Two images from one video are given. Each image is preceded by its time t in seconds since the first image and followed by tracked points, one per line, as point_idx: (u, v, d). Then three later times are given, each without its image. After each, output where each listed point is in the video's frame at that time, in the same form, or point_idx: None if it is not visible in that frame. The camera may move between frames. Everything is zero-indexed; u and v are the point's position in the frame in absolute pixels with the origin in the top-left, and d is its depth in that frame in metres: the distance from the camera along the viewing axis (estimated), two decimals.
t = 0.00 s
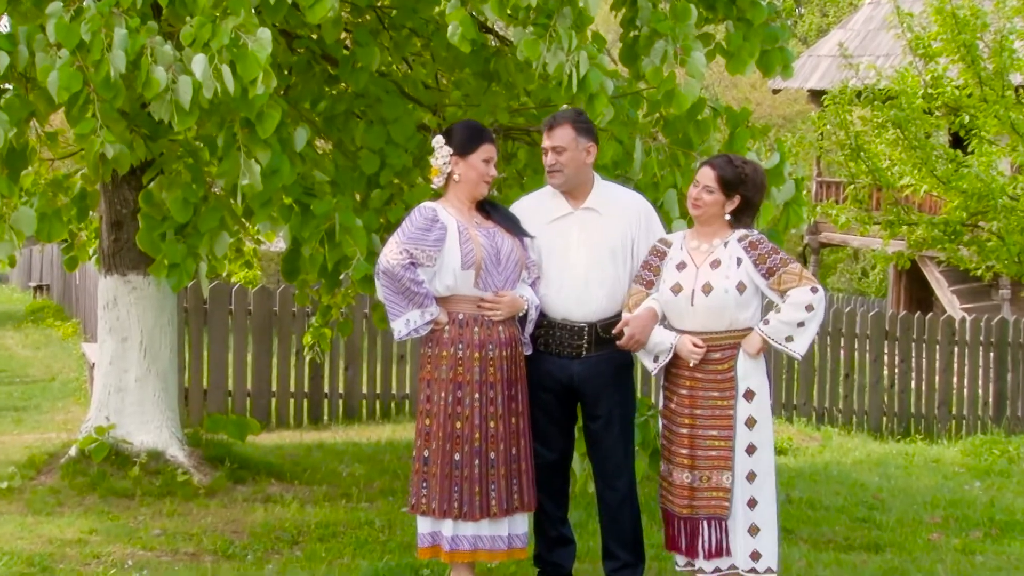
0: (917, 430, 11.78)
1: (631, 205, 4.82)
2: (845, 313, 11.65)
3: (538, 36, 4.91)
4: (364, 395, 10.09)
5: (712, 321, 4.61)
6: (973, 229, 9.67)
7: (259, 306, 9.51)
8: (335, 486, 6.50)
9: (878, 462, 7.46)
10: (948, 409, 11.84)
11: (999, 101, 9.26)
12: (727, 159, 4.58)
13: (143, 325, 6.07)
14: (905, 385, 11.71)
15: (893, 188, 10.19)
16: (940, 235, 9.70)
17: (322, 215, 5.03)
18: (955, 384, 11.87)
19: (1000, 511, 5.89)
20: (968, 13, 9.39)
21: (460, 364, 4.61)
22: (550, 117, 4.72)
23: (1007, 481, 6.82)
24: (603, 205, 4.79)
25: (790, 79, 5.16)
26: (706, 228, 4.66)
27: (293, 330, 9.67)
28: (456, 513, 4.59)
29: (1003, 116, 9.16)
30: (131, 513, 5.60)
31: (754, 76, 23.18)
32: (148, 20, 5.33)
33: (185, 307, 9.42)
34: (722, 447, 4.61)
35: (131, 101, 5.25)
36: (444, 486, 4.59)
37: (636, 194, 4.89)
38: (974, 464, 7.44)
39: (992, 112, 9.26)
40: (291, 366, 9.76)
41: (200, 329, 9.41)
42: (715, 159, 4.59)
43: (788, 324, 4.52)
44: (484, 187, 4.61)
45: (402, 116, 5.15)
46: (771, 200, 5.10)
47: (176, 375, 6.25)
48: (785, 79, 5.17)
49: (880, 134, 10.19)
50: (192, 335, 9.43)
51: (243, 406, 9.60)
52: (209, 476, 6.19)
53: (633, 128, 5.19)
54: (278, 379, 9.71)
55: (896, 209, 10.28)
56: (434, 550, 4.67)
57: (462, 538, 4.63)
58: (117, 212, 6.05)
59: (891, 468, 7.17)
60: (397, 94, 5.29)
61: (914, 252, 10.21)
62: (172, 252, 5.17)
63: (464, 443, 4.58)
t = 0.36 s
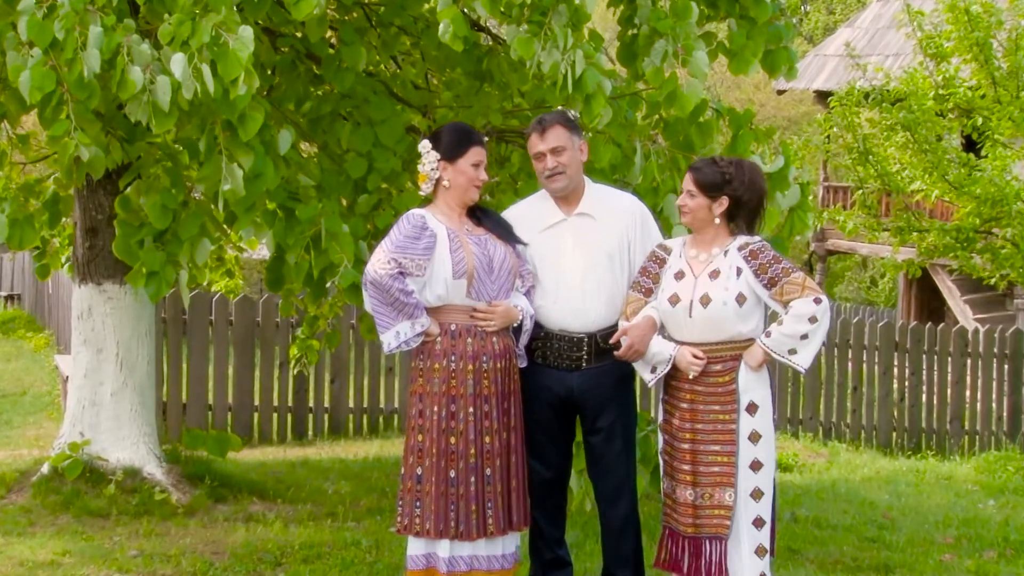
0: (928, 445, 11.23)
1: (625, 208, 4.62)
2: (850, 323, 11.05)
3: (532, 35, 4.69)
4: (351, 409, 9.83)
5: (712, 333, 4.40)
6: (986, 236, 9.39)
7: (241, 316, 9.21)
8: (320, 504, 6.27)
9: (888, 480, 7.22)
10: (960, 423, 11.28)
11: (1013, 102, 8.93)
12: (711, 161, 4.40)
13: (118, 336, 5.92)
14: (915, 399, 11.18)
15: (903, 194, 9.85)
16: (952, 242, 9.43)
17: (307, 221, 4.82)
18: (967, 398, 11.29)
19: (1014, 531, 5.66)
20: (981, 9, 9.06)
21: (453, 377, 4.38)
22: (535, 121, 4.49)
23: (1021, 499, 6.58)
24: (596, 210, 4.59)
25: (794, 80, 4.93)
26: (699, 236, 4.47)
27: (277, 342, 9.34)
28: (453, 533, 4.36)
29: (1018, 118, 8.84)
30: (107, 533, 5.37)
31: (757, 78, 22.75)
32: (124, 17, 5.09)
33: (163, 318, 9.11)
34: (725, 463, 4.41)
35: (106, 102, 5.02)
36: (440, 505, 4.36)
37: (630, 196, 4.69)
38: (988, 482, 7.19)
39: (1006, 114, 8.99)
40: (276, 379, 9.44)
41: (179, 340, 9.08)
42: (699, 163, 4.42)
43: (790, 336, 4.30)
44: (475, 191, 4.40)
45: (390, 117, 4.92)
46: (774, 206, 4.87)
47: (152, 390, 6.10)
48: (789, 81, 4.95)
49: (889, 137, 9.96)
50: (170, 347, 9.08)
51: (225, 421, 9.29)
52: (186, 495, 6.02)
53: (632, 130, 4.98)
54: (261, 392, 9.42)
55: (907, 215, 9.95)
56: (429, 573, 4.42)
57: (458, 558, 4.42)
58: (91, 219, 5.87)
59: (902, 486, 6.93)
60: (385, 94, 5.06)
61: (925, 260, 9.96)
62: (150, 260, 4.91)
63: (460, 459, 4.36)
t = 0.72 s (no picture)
0: (940, 462, 10.96)
1: (626, 216, 4.42)
2: (859, 335, 10.61)
3: (524, 32, 4.49)
4: (336, 425, 9.46)
5: (712, 347, 4.18)
6: (998, 244, 8.96)
7: (220, 328, 8.88)
8: (303, 525, 6.06)
9: (898, 498, 7.01)
10: (972, 439, 11.06)
11: None
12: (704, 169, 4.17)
13: (91, 349, 5.75)
14: (927, 415, 10.88)
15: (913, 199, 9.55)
16: (962, 251, 9.02)
17: (289, 228, 4.59)
18: (979, 413, 11.11)
19: None
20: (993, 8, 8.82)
21: (438, 390, 4.17)
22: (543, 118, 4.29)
23: None
24: (599, 219, 4.39)
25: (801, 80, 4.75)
26: (695, 246, 4.24)
27: (257, 354, 9.04)
28: (436, 554, 4.14)
29: None
30: (79, 556, 5.15)
31: (762, 78, 22.29)
32: (98, 15, 4.87)
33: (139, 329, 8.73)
34: (724, 482, 4.18)
35: (79, 103, 4.80)
36: (424, 524, 4.16)
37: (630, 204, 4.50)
38: (1001, 502, 6.97)
39: (1019, 117, 8.74)
40: (256, 393, 9.10)
41: (155, 353, 8.73)
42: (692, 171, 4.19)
43: (792, 349, 4.08)
44: (463, 196, 4.18)
45: (377, 119, 4.70)
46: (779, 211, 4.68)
47: (128, 405, 5.93)
48: (795, 82, 4.77)
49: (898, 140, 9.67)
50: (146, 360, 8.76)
51: (203, 439, 8.95)
52: (162, 516, 5.79)
53: (629, 133, 4.76)
54: (240, 408, 9.06)
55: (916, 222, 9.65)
56: None
57: None
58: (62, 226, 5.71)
59: (911, 505, 6.72)
60: (371, 95, 4.84)
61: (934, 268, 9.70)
62: (125, 269, 4.63)
63: (444, 477, 4.14)
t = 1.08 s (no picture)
0: (951, 484, 10.53)
1: (634, 226, 4.22)
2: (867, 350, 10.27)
3: (516, 33, 4.28)
4: (319, 444, 9.17)
5: (714, 358, 3.99)
6: (1013, 254, 8.89)
7: (198, 344, 8.53)
8: (284, 549, 5.85)
9: (908, 521, 6.79)
10: (986, 459, 10.63)
11: None
12: (716, 173, 3.99)
13: (63, 364, 5.58)
14: (937, 433, 10.47)
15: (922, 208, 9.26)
16: (976, 260, 8.92)
17: (272, 238, 4.37)
18: (994, 432, 10.65)
19: None
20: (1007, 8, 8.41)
21: (425, 408, 4.04)
22: (562, 121, 4.11)
23: None
24: (605, 229, 4.20)
25: (805, 83, 4.53)
26: (703, 254, 4.06)
27: (237, 369, 8.72)
28: None
29: None
30: None
31: (767, 80, 21.74)
32: (70, 15, 4.66)
33: (112, 344, 8.38)
34: (724, 504, 4.01)
35: (50, 107, 4.58)
36: (407, 547, 4.03)
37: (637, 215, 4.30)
38: (1015, 526, 6.77)
39: None
40: (235, 410, 8.82)
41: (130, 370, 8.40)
42: (703, 174, 4.02)
43: (800, 365, 3.91)
44: (453, 205, 3.99)
45: (363, 124, 4.48)
46: (782, 221, 4.46)
47: (101, 424, 5.76)
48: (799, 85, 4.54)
49: (908, 146, 9.30)
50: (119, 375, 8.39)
51: (180, 458, 8.61)
52: (136, 538, 5.57)
53: (627, 138, 4.60)
54: (219, 425, 8.79)
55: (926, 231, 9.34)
56: None
57: None
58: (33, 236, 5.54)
59: (922, 528, 6.50)
60: (357, 99, 4.62)
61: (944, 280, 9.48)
62: (99, 281, 4.41)
63: (429, 498, 4.02)
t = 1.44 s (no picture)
0: (963, 510, 10.31)
1: (641, 244, 4.03)
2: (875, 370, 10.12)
3: (505, 38, 4.03)
4: (300, 467, 8.94)
5: (720, 382, 3.81)
6: None
7: (172, 362, 8.29)
8: None
9: (917, 549, 6.57)
10: (1000, 485, 10.42)
11: None
12: (723, 187, 3.80)
13: (30, 385, 5.42)
14: (948, 456, 10.26)
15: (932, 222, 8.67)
16: (987, 276, 8.20)
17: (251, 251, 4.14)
18: (1007, 456, 10.43)
19: None
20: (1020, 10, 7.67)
21: (413, 430, 3.84)
22: (571, 133, 3.86)
23: None
24: (607, 245, 4.00)
25: (809, 90, 4.31)
26: (708, 272, 3.88)
27: (213, 391, 8.50)
28: None
29: None
30: None
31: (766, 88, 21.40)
32: (38, 19, 4.45)
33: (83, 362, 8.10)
34: (726, 534, 3.82)
35: (16, 115, 4.38)
36: None
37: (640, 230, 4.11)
38: None
39: None
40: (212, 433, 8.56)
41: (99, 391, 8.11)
42: (709, 189, 3.82)
43: (810, 393, 3.75)
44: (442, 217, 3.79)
45: (346, 132, 4.26)
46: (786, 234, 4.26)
47: (68, 447, 5.59)
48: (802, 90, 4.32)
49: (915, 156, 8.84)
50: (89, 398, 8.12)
51: (153, 483, 8.32)
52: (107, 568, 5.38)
53: (623, 146, 4.44)
54: (195, 449, 8.48)
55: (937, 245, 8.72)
56: None
57: None
58: None
59: (931, 556, 6.29)
60: (340, 106, 4.40)
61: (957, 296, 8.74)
62: (68, 297, 4.19)
63: (416, 524, 3.82)
